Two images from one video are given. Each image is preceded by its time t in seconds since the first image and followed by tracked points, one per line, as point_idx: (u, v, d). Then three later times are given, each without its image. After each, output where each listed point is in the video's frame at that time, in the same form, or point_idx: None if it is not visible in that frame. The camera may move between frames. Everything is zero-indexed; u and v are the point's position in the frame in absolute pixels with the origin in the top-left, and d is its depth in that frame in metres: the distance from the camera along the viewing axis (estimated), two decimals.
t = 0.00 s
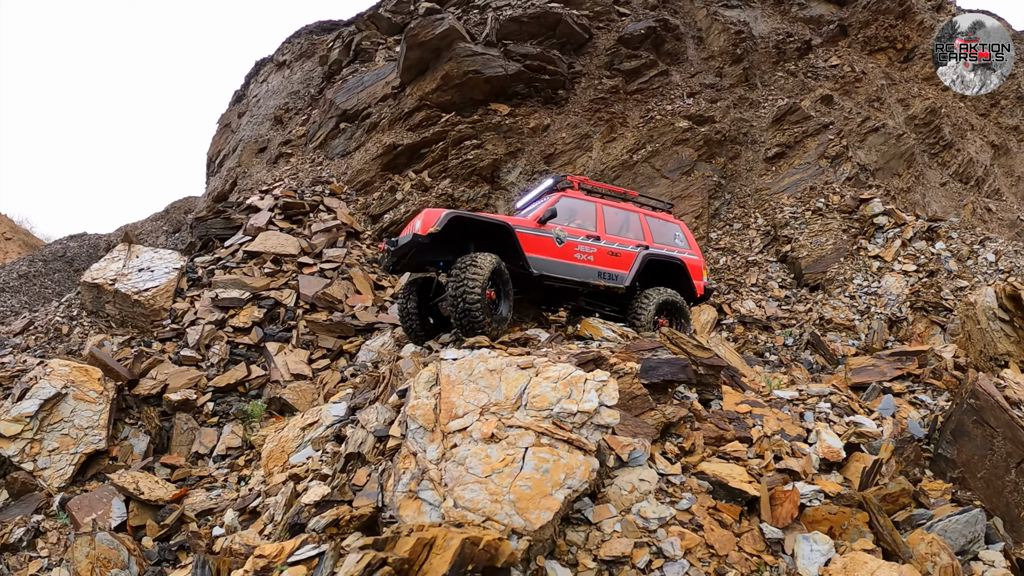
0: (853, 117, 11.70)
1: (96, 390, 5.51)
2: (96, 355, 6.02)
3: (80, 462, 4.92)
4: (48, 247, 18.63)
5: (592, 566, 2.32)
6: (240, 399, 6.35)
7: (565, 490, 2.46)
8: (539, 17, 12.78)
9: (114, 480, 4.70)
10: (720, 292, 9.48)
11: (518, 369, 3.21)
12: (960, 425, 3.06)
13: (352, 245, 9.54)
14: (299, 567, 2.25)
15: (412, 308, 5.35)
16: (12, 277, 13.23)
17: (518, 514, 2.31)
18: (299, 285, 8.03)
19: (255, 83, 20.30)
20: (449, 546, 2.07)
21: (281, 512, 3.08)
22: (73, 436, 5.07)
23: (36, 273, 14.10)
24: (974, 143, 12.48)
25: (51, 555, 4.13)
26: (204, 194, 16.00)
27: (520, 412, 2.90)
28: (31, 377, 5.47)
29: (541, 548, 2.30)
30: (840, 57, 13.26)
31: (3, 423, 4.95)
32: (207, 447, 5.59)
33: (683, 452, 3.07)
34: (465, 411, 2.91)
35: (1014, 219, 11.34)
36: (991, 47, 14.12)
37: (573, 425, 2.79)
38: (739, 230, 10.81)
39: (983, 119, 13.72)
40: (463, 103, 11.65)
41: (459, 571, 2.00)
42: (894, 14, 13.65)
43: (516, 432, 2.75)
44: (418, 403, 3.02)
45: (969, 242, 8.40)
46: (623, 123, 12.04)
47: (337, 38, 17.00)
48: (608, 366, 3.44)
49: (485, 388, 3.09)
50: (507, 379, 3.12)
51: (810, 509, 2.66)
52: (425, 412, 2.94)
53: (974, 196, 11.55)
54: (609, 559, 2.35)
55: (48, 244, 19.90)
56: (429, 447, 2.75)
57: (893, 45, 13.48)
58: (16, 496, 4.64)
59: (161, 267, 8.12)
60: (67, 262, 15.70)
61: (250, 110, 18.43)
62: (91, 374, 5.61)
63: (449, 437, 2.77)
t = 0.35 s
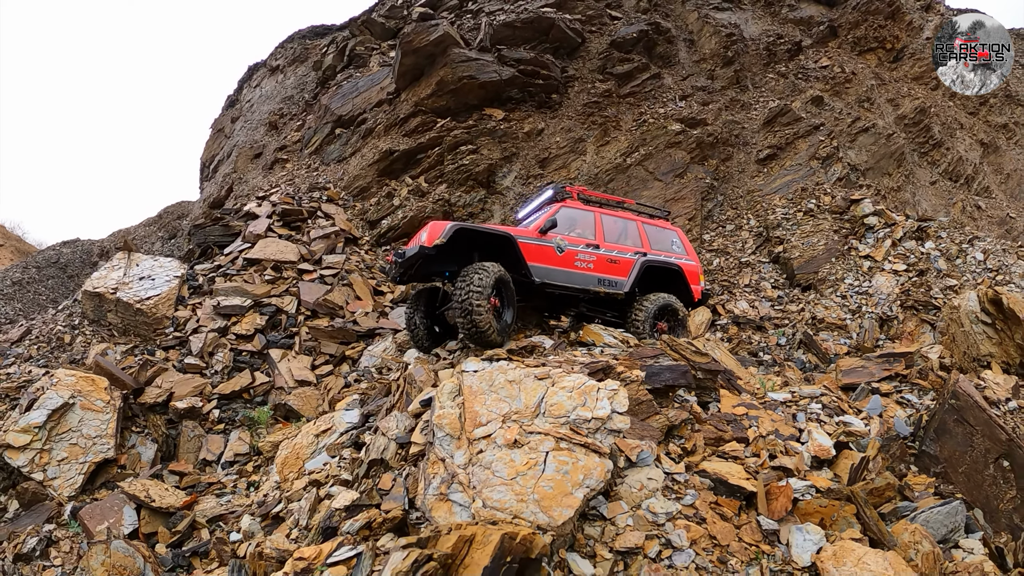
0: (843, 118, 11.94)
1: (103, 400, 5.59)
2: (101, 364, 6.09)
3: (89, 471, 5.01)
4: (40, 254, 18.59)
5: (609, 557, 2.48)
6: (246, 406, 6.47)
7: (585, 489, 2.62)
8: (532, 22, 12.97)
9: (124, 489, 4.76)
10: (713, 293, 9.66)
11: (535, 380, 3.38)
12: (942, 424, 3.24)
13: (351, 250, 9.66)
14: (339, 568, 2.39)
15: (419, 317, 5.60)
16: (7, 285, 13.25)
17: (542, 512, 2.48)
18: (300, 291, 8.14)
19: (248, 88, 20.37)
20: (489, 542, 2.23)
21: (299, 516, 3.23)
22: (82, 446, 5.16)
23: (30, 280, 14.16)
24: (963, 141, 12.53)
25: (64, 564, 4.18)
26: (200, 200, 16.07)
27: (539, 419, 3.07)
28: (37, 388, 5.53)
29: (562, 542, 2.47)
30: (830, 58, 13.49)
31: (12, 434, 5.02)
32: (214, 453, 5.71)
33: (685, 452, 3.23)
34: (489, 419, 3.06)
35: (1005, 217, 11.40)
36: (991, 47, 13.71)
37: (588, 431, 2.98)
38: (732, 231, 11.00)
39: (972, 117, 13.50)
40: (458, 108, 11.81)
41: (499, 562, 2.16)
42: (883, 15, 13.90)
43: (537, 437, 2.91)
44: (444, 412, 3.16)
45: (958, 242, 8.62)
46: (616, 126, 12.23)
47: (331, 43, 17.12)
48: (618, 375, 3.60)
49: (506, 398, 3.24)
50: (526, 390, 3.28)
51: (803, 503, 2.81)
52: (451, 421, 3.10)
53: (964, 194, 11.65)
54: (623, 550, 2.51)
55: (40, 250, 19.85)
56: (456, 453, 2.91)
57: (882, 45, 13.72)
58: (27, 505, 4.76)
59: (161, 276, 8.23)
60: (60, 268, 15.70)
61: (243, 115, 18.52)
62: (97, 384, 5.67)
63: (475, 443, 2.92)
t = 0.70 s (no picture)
0: (834, 120, 12.13)
1: (102, 403, 5.62)
2: (101, 368, 6.14)
3: (90, 475, 5.06)
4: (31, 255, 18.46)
5: (610, 554, 2.58)
6: (244, 408, 6.51)
7: (587, 491, 2.72)
8: (526, 24, 13.07)
9: (126, 492, 4.82)
10: (705, 294, 9.81)
11: (539, 388, 3.45)
12: (925, 426, 3.38)
13: (346, 253, 9.72)
14: (356, 569, 2.54)
15: (419, 323, 5.69)
16: None
17: (548, 512, 2.59)
18: (297, 294, 8.18)
19: (241, 88, 20.34)
20: (502, 541, 2.34)
21: (307, 519, 3.32)
22: (82, 450, 5.20)
23: (22, 281, 14.07)
24: (954, 142, 12.66)
25: (69, 567, 4.17)
26: (193, 201, 16.05)
27: (543, 426, 3.16)
28: (37, 393, 5.56)
29: (567, 540, 2.57)
30: (821, 60, 13.67)
31: (13, 439, 5.07)
32: (214, 456, 5.74)
33: (679, 455, 3.33)
34: (495, 425, 3.15)
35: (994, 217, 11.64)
36: (991, 48, 13.79)
37: (589, 436, 3.05)
38: (723, 233, 11.14)
39: (962, 118, 13.48)
40: (452, 111, 11.88)
41: (512, 560, 2.28)
42: (875, 16, 13.99)
43: (542, 442, 3.01)
44: (452, 419, 3.24)
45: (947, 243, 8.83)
46: (609, 128, 12.35)
47: (324, 44, 17.13)
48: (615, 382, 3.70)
49: (511, 406, 3.34)
50: (530, 398, 3.36)
51: (791, 502, 2.94)
52: (460, 427, 3.17)
53: (954, 194, 11.82)
54: (623, 548, 2.61)
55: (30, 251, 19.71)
56: (465, 458, 2.99)
57: (873, 47, 13.90)
58: (29, 510, 4.79)
59: (158, 278, 8.23)
60: (52, 269, 15.62)
61: (236, 116, 18.53)
62: (97, 388, 5.70)
63: (482, 449, 3.01)
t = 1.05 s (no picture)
0: (825, 128, 12.28)
1: (91, 406, 5.54)
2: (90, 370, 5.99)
3: (79, 479, 4.99)
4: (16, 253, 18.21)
5: (612, 568, 2.58)
6: (234, 412, 6.46)
7: (590, 505, 2.72)
8: (519, 28, 12.93)
9: (115, 496, 4.75)
10: (696, 300, 9.86)
11: (540, 400, 3.42)
12: (920, 437, 3.39)
13: (337, 256, 9.70)
14: None
15: (412, 329, 5.68)
16: None
17: (550, 526, 2.58)
18: (287, 297, 8.15)
19: (232, 88, 20.24)
20: (508, 557, 2.34)
21: (301, 528, 3.29)
22: (71, 453, 5.12)
23: (8, 280, 13.88)
24: (943, 151, 12.81)
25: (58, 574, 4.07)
26: (183, 201, 15.93)
27: (545, 438, 3.14)
28: (24, 394, 5.45)
29: (569, 554, 2.56)
30: (813, 67, 13.80)
31: None
32: (204, 460, 5.73)
33: (678, 466, 3.34)
34: (496, 438, 3.12)
35: (982, 226, 11.81)
36: (991, 47, 14.50)
37: (592, 449, 3.04)
38: (715, 239, 11.20)
39: (952, 127, 13.62)
40: (444, 114, 11.87)
41: None
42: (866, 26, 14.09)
43: (543, 455, 2.99)
44: (453, 431, 3.20)
45: (936, 250, 8.86)
46: (601, 133, 12.42)
47: (317, 45, 17.07)
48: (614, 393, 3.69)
49: (512, 418, 3.30)
50: (532, 409, 3.33)
51: (789, 513, 2.95)
52: (461, 440, 3.13)
53: (943, 203, 11.97)
54: (625, 561, 2.61)
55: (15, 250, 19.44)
56: (466, 471, 2.96)
57: (864, 56, 14.00)
58: (16, 514, 4.63)
59: (148, 279, 8.14)
60: (41, 268, 15.45)
61: (228, 116, 18.44)
62: (86, 391, 5.64)
63: (484, 462, 2.98)
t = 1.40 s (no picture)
0: (807, 137, 12.45)
1: (64, 408, 5.32)
2: (63, 370, 5.80)
3: (50, 483, 4.76)
4: None
5: None
6: (210, 416, 6.30)
7: (597, 518, 2.64)
8: (505, 32, 13.01)
9: (87, 502, 4.55)
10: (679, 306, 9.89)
11: (541, 408, 3.34)
12: (918, 444, 3.37)
13: (317, 257, 9.54)
14: None
15: (396, 332, 5.60)
16: None
17: (556, 541, 2.51)
18: (266, 298, 8.00)
19: (213, 85, 19.90)
20: None
21: (284, 540, 3.17)
22: (42, 457, 4.90)
23: None
24: (923, 162, 13.01)
25: None
26: (161, 199, 15.60)
27: (547, 448, 3.06)
28: None
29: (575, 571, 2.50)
30: (795, 77, 14.01)
31: None
32: (179, 465, 5.56)
33: (679, 475, 3.29)
34: (496, 448, 3.03)
35: (960, 236, 12.03)
36: (992, 47, 13.92)
37: (597, 460, 2.98)
38: (696, 246, 11.31)
39: (931, 138, 13.78)
40: (427, 116, 11.78)
41: None
42: (848, 37, 14.36)
43: (547, 466, 2.92)
44: (449, 440, 3.08)
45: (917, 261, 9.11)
46: (584, 138, 12.44)
47: (300, 43, 16.87)
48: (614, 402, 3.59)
49: (512, 426, 3.22)
50: (532, 417, 3.25)
51: (793, 523, 2.90)
52: (458, 450, 3.02)
53: (922, 213, 12.18)
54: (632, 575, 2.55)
55: None
56: (464, 483, 2.86)
57: (846, 67, 14.28)
58: None
59: (123, 278, 7.90)
60: (14, 265, 15.04)
61: (207, 114, 18.14)
62: (58, 392, 5.41)
63: (483, 473, 2.89)
